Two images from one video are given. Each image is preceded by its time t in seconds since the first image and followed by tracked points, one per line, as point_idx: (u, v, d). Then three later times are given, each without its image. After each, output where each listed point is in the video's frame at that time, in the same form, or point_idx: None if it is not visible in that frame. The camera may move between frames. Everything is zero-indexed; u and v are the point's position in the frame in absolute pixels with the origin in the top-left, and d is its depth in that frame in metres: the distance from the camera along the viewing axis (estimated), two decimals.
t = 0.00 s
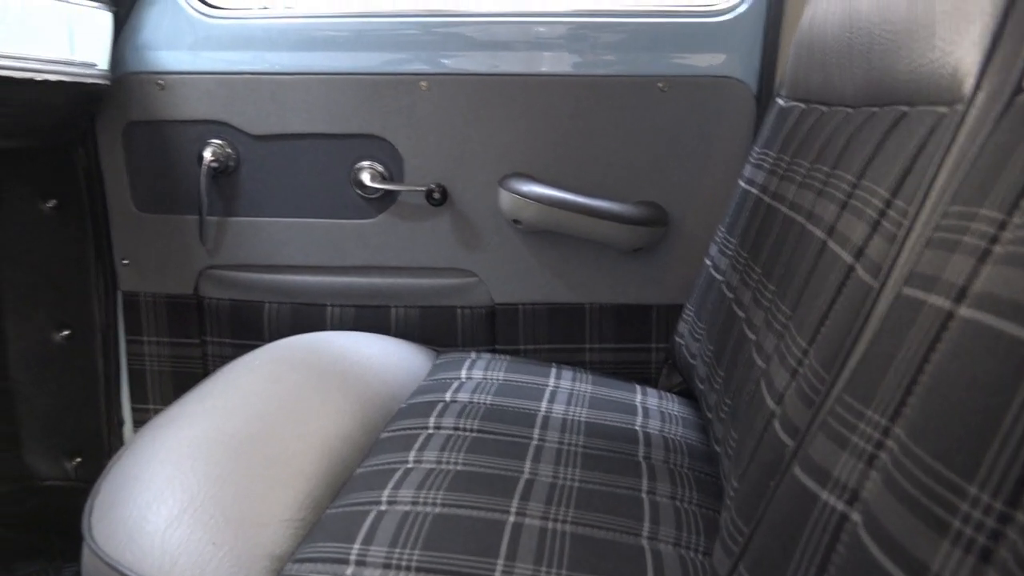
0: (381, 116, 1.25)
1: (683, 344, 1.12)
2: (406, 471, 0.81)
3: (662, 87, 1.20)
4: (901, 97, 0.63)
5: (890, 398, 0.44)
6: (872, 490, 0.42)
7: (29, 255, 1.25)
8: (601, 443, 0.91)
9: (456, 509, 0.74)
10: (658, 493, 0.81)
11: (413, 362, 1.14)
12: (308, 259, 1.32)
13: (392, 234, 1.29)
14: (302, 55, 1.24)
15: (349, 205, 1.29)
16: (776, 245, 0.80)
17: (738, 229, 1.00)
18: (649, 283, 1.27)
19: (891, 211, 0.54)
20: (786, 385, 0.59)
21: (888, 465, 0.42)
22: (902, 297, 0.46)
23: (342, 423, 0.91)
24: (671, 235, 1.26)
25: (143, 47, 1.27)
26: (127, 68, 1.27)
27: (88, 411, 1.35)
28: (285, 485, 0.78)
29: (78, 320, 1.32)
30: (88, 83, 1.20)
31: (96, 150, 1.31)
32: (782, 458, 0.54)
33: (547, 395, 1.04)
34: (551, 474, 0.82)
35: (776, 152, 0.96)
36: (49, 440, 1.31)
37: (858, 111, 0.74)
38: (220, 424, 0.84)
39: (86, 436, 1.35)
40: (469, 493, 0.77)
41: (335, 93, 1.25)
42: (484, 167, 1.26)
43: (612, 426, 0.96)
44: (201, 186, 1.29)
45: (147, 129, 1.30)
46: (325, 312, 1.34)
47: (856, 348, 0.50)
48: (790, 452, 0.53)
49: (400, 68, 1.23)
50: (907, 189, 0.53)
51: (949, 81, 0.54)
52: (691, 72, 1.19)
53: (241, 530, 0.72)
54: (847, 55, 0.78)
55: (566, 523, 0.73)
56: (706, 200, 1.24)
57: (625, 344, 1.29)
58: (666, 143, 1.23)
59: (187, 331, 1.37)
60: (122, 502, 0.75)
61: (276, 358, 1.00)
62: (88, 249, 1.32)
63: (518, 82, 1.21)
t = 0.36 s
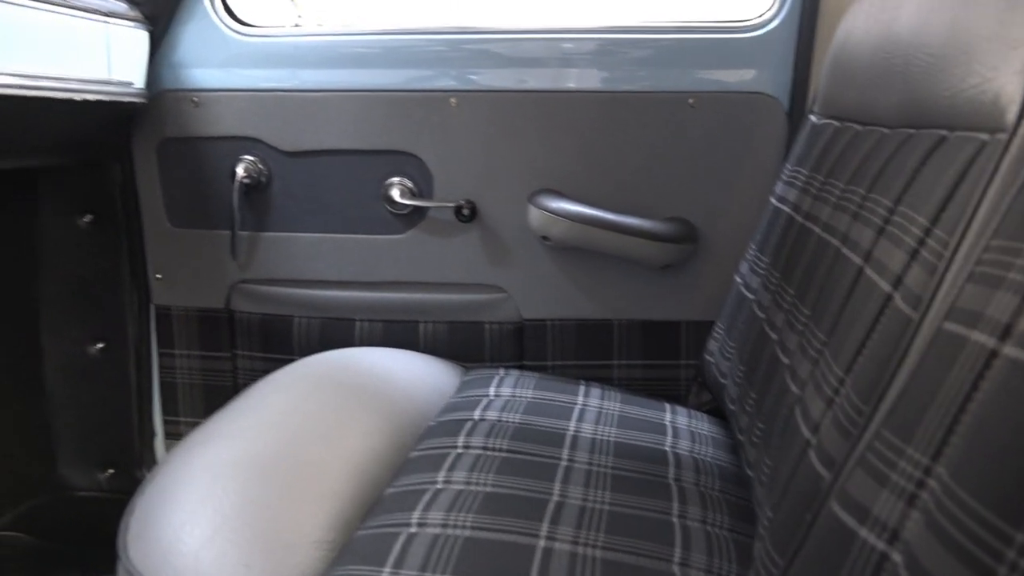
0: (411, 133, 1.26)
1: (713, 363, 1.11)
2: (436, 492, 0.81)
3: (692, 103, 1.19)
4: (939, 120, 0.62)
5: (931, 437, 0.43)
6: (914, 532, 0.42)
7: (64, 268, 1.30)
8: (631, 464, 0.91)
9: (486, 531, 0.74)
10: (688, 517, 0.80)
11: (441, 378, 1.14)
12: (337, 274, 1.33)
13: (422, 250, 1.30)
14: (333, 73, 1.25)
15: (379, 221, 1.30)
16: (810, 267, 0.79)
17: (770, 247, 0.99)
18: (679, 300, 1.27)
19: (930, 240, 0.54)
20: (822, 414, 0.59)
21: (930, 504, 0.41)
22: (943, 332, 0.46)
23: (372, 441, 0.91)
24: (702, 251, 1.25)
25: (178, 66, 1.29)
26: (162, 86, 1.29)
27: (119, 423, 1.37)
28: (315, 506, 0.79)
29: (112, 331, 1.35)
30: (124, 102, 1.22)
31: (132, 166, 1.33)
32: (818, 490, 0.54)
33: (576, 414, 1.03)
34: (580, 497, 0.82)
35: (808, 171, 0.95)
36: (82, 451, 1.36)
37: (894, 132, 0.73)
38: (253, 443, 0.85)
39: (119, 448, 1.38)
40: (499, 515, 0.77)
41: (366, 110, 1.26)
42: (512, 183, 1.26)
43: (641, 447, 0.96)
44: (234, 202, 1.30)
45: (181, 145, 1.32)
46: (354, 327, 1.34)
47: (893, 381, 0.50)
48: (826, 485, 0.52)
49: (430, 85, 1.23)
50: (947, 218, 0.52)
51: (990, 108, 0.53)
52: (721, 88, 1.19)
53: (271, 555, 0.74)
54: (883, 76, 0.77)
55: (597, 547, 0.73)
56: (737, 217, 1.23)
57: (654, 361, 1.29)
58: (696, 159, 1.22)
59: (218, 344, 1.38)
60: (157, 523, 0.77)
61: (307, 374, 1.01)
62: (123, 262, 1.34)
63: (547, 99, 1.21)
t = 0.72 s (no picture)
0: (446, 150, 1.26)
1: (748, 382, 1.10)
2: (469, 512, 0.81)
3: (727, 120, 1.19)
4: (982, 146, 0.61)
5: (974, 480, 0.43)
6: None
7: (102, 282, 1.33)
8: (664, 486, 0.90)
9: (520, 554, 0.74)
10: (724, 542, 0.80)
11: (473, 395, 1.14)
12: (372, 289, 1.34)
13: (455, 266, 1.31)
14: (369, 90, 1.27)
15: (413, 237, 1.31)
16: (849, 291, 0.78)
17: (807, 267, 0.98)
18: (713, 318, 1.26)
19: (973, 272, 0.53)
20: (861, 446, 0.58)
21: (973, 548, 0.41)
22: (985, 370, 0.45)
23: (406, 460, 0.92)
24: (736, 269, 1.24)
25: (218, 84, 1.32)
26: (202, 104, 1.32)
27: (156, 435, 1.40)
28: (351, 526, 0.80)
29: (151, 345, 1.38)
30: (165, 121, 1.24)
31: (173, 182, 1.35)
32: (857, 525, 0.53)
33: (609, 433, 1.03)
34: (613, 521, 0.81)
35: (846, 191, 0.94)
36: (120, 461, 1.39)
37: (935, 155, 0.72)
38: (290, 463, 0.86)
39: (157, 458, 1.41)
40: (533, 537, 0.77)
41: (401, 127, 1.27)
42: (546, 200, 1.26)
43: (674, 468, 0.95)
44: (271, 217, 1.32)
45: (220, 162, 1.34)
46: (388, 342, 1.35)
47: (935, 417, 0.49)
48: (866, 521, 0.52)
49: (464, 103, 1.24)
50: (991, 250, 0.52)
51: None
52: (756, 105, 1.18)
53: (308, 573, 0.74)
54: (923, 97, 0.76)
55: (631, 572, 0.73)
56: (773, 234, 1.22)
57: (687, 378, 1.28)
58: (731, 176, 1.21)
59: (254, 357, 1.40)
60: (198, 541, 0.78)
61: (342, 392, 1.02)
62: (162, 276, 1.37)
63: (581, 116, 1.22)
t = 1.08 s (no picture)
0: (482, 166, 1.28)
1: (785, 401, 1.10)
2: (507, 531, 0.82)
3: (765, 136, 1.18)
4: None
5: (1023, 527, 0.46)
6: None
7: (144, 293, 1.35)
8: (700, 506, 0.91)
9: None
10: (761, 566, 0.80)
11: (509, 410, 1.15)
12: (408, 303, 1.36)
13: (491, 281, 1.32)
14: (408, 107, 1.28)
15: (450, 252, 1.33)
16: (888, 315, 0.78)
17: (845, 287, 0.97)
18: (749, 334, 1.25)
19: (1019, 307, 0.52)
20: (903, 479, 0.58)
21: None
22: None
23: (442, 479, 0.93)
24: (773, 285, 1.23)
25: (259, 101, 1.34)
26: (244, 120, 1.35)
27: (196, 443, 1.42)
28: (389, 546, 0.81)
29: (191, 355, 1.40)
30: (209, 137, 1.27)
31: (214, 200, 1.38)
32: (898, 560, 0.55)
33: (644, 451, 1.03)
34: (650, 543, 0.82)
35: (886, 211, 0.93)
36: (161, 469, 1.40)
37: (979, 180, 0.71)
38: (329, 482, 0.87)
39: (197, 466, 1.42)
40: (571, 558, 0.78)
41: (439, 143, 1.28)
42: (582, 216, 1.26)
43: (709, 488, 0.95)
44: (310, 232, 1.34)
45: (261, 177, 1.37)
46: (424, 355, 1.37)
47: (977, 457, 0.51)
48: (908, 556, 0.54)
49: (502, 119, 1.25)
50: None
51: None
52: (795, 121, 1.17)
53: None
54: (966, 121, 0.76)
55: None
56: (810, 251, 1.22)
57: (722, 395, 1.27)
58: (769, 192, 1.21)
59: (293, 368, 1.42)
60: (241, 557, 0.80)
61: (379, 408, 1.03)
62: (202, 288, 1.38)
63: (617, 132, 1.22)
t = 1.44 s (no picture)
0: (520, 180, 1.29)
1: (823, 419, 1.09)
2: (543, 548, 0.83)
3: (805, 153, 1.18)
4: None
5: None
6: None
7: (189, 303, 1.39)
8: (734, 524, 0.91)
9: None
10: None
11: (547, 425, 1.16)
12: (446, 315, 1.37)
13: (528, 294, 1.33)
14: (448, 121, 1.30)
15: (487, 265, 1.34)
16: (929, 339, 0.77)
17: (885, 307, 0.97)
18: (786, 350, 1.25)
19: None
20: (942, 508, 0.58)
21: None
22: None
23: (479, 495, 0.94)
24: (812, 302, 1.23)
25: (303, 115, 1.37)
26: (288, 134, 1.37)
27: (238, 449, 1.46)
28: (425, 561, 0.82)
29: (233, 364, 1.43)
30: (253, 151, 1.30)
31: (257, 212, 1.42)
32: None
33: (680, 468, 1.03)
34: (686, 562, 0.82)
35: (927, 231, 0.92)
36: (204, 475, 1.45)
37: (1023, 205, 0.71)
38: (368, 496, 0.89)
39: (238, 472, 1.47)
40: None
41: (478, 157, 1.30)
42: (619, 230, 1.27)
43: (745, 506, 0.95)
44: (351, 244, 1.36)
45: (303, 190, 1.39)
46: (461, 367, 1.38)
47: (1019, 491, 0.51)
48: None
49: (540, 134, 1.26)
50: None
51: None
52: (835, 137, 1.17)
53: None
54: (1010, 144, 0.75)
55: None
56: (850, 268, 1.21)
57: (759, 410, 1.27)
58: (809, 208, 1.20)
59: (332, 378, 1.45)
60: (282, 567, 0.82)
61: (419, 421, 1.05)
62: (244, 300, 1.42)
63: (655, 148, 1.22)
